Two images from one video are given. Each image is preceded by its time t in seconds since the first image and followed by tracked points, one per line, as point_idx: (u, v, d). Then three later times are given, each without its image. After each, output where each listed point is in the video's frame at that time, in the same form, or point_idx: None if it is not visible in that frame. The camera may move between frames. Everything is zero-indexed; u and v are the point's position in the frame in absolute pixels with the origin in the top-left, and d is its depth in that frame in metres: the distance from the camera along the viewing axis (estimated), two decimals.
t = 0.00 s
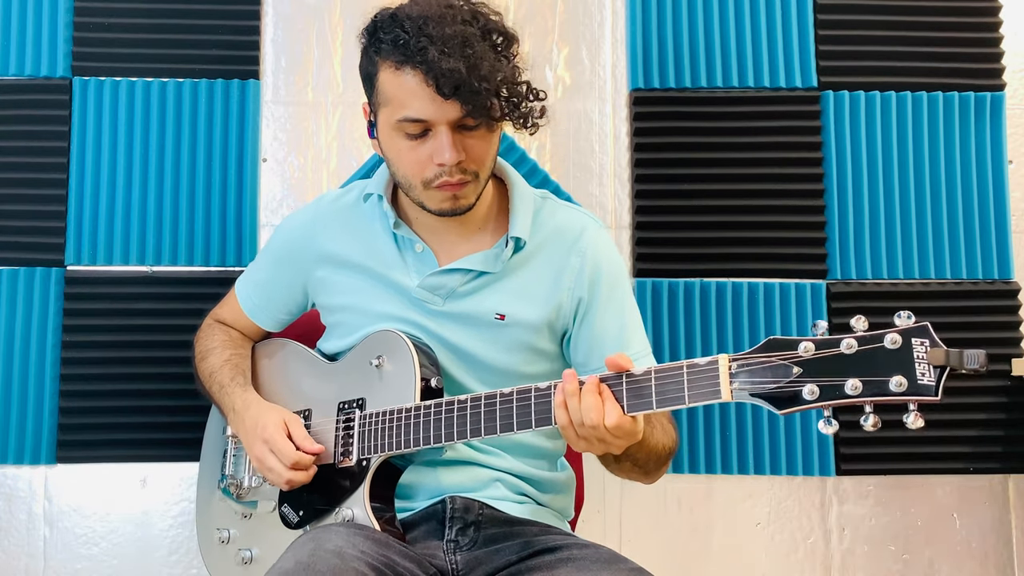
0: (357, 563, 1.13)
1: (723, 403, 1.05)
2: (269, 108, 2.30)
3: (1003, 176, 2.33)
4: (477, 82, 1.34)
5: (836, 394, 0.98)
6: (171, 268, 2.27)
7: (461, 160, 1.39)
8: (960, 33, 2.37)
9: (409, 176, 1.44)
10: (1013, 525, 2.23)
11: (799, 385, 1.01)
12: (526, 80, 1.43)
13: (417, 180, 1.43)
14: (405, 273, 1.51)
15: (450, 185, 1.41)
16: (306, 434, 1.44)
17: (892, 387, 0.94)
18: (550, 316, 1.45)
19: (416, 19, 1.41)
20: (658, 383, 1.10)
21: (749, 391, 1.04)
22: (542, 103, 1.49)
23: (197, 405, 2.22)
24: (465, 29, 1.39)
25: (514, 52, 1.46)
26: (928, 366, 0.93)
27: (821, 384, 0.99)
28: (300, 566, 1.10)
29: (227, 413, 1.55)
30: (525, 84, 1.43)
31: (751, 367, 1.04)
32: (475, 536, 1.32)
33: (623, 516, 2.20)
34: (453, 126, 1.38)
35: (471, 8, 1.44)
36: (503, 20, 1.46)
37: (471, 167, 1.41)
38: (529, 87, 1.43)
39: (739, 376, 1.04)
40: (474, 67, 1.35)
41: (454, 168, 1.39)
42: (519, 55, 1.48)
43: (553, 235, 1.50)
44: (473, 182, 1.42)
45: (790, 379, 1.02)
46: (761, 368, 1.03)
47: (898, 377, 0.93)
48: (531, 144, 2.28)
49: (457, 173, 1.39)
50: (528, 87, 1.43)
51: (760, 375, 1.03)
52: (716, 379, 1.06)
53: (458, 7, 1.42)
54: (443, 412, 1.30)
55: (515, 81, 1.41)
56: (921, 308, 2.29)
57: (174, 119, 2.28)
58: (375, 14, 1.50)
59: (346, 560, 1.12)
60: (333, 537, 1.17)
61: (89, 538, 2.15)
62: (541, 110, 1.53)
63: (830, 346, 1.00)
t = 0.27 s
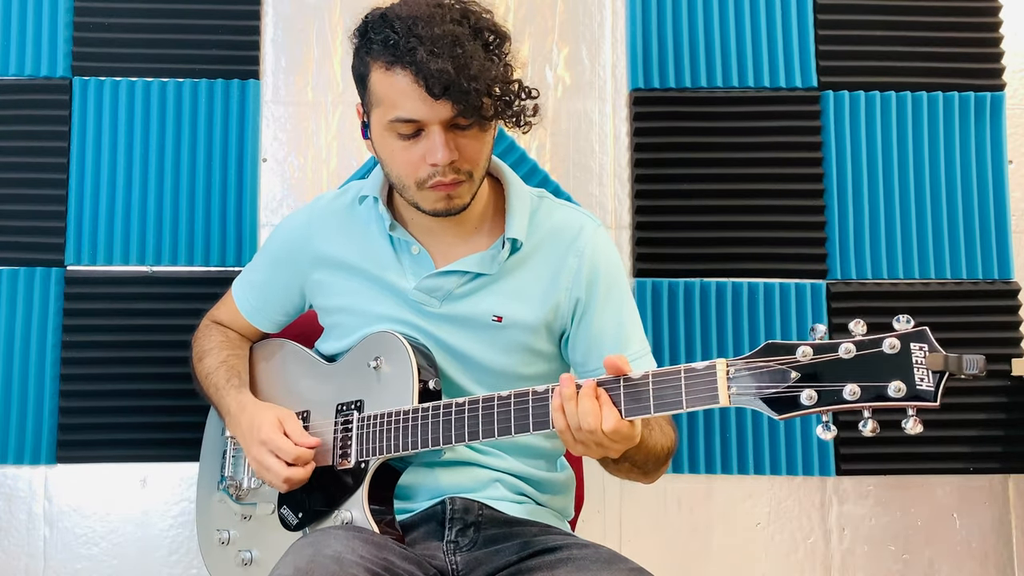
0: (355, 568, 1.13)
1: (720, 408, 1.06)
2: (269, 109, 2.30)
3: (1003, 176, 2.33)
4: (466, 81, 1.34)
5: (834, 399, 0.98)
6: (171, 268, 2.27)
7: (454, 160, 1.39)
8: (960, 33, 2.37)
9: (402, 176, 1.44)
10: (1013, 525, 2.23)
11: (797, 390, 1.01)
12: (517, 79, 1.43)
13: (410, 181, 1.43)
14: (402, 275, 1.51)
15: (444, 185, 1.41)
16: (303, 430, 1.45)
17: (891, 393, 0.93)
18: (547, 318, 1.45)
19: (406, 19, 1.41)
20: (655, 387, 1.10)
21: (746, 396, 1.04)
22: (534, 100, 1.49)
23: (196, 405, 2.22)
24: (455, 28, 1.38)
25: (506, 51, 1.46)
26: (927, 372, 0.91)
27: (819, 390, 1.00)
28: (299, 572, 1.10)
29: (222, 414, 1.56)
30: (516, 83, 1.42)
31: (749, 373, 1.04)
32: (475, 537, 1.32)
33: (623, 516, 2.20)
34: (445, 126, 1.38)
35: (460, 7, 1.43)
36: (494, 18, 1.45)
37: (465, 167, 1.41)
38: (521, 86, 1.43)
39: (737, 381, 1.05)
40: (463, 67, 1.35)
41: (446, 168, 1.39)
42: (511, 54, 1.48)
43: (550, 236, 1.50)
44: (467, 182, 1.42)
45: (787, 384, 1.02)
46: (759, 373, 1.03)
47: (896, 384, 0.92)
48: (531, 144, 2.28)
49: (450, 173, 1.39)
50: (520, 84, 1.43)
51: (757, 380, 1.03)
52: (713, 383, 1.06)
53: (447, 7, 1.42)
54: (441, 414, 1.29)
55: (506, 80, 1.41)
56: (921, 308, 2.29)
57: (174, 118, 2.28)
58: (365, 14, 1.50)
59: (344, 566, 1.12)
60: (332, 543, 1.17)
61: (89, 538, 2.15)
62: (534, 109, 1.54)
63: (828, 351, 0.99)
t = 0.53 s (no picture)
0: (353, 568, 1.13)
1: (719, 417, 1.06)
2: (269, 108, 2.30)
3: (1003, 176, 2.33)
4: (482, 63, 1.35)
5: (834, 409, 0.99)
6: (171, 268, 2.27)
7: (459, 146, 1.38)
8: (960, 33, 2.37)
9: (404, 160, 1.43)
10: (1012, 525, 2.23)
11: (797, 400, 1.02)
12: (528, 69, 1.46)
13: (413, 166, 1.42)
14: (398, 274, 1.51)
15: (446, 171, 1.40)
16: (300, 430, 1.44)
17: (892, 404, 0.94)
18: (544, 319, 1.45)
19: None
20: (653, 396, 1.10)
21: (745, 406, 1.04)
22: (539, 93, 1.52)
23: (196, 405, 2.22)
24: (473, 10, 1.40)
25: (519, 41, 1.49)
26: (928, 382, 0.94)
27: (819, 401, 1.00)
28: (296, 570, 1.10)
29: (217, 415, 1.56)
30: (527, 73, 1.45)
31: (748, 382, 1.04)
32: (475, 537, 1.32)
33: (623, 516, 2.20)
34: (454, 111, 1.38)
35: None
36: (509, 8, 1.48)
37: (469, 156, 1.40)
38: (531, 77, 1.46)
39: (736, 391, 1.05)
40: (481, 47, 1.37)
41: (451, 154, 1.39)
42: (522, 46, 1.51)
43: (548, 237, 1.50)
44: (469, 172, 1.42)
45: (787, 395, 1.02)
46: (758, 383, 1.04)
47: (898, 394, 0.94)
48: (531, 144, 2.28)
49: (454, 159, 1.39)
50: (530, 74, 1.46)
51: (757, 389, 1.04)
52: (712, 392, 1.06)
53: None
54: (438, 418, 1.30)
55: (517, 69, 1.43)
56: (921, 308, 2.29)
57: (174, 118, 2.28)
58: None
59: (342, 565, 1.12)
60: (329, 542, 1.17)
61: (89, 538, 2.15)
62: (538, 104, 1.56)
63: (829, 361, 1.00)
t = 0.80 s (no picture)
0: (354, 565, 1.13)
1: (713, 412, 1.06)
2: (269, 108, 2.30)
3: (1003, 176, 2.33)
4: (487, 53, 1.36)
5: (828, 404, 0.99)
6: (171, 268, 2.27)
7: (464, 139, 1.39)
8: (960, 32, 2.37)
9: (409, 156, 1.43)
10: (1013, 525, 2.23)
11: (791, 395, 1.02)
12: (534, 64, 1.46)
13: (417, 160, 1.42)
14: (400, 271, 1.51)
15: (451, 164, 1.40)
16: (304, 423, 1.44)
17: (885, 398, 0.94)
18: (547, 323, 1.45)
19: None
20: (648, 392, 1.10)
21: (739, 401, 1.04)
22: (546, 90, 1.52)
23: (196, 405, 2.22)
24: (479, 3, 1.42)
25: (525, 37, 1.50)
26: (921, 377, 0.94)
27: (813, 395, 1.00)
28: (296, 570, 1.10)
29: (221, 409, 1.56)
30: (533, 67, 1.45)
31: (742, 377, 1.04)
32: (476, 537, 1.32)
33: (623, 516, 2.20)
34: (459, 105, 1.39)
35: None
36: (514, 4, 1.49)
37: (473, 150, 1.41)
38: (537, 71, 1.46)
39: (730, 386, 1.05)
40: (487, 38, 1.38)
41: (456, 147, 1.39)
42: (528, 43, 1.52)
43: (553, 241, 1.50)
44: (474, 167, 1.42)
45: (781, 389, 1.02)
46: (752, 378, 1.04)
47: (891, 388, 0.94)
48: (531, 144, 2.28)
49: (459, 153, 1.39)
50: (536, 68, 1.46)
51: (751, 385, 1.04)
52: (707, 388, 1.06)
53: None
54: (436, 415, 1.30)
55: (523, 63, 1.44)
56: (921, 308, 2.29)
57: (174, 118, 2.28)
58: None
59: (343, 563, 1.12)
60: (331, 540, 1.17)
61: (89, 538, 2.15)
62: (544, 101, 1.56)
63: (822, 355, 1.00)
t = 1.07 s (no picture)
0: (355, 563, 1.13)
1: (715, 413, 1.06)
2: (269, 108, 2.30)
3: (1003, 176, 2.33)
4: (491, 64, 1.35)
5: (830, 405, 0.99)
6: (171, 268, 2.27)
7: (471, 148, 1.39)
8: (960, 32, 2.37)
9: (416, 162, 1.43)
10: (1013, 525, 2.23)
11: (793, 396, 1.02)
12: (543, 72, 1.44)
13: (424, 167, 1.42)
14: (404, 272, 1.51)
15: (458, 173, 1.40)
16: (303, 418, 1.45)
17: (887, 400, 0.95)
18: (548, 337, 1.45)
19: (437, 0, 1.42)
20: (649, 393, 1.10)
21: (741, 402, 1.04)
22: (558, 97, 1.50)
23: (196, 405, 2.22)
24: (487, 11, 1.40)
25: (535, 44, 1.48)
26: (923, 379, 0.94)
27: (814, 396, 1.00)
28: (296, 566, 1.10)
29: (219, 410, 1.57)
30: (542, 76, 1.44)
31: (744, 377, 1.04)
32: (475, 537, 1.32)
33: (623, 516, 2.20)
34: (467, 113, 1.38)
35: None
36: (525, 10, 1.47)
37: (480, 159, 1.41)
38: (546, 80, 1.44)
39: (732, 387, 1.04)
40: (492, 49, 1.36)
41: (463, 156, 1.39)
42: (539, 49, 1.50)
43: (560, 255, 1.49)
44: (481, 175, 1.42)
45: (782, 390, 1.02)
46: (754, 379, 1.04)
47: (894, 390, 0.94)
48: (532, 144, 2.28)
49: (466, 161, 1.39)
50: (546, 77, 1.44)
51: (753, 386, 1.03)
52: (708, 389, 1.06)
53: None
54: (437, 415, 1.30)
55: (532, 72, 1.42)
56: (921, 308, 2.29)
57: (174, 118, 2.28)
58: None
59: (343, 560, 1.12)
60: (331, 537, 1.17)
61: (89, 538, 2.15)
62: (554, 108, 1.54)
63: (824, 357, 1.00)
